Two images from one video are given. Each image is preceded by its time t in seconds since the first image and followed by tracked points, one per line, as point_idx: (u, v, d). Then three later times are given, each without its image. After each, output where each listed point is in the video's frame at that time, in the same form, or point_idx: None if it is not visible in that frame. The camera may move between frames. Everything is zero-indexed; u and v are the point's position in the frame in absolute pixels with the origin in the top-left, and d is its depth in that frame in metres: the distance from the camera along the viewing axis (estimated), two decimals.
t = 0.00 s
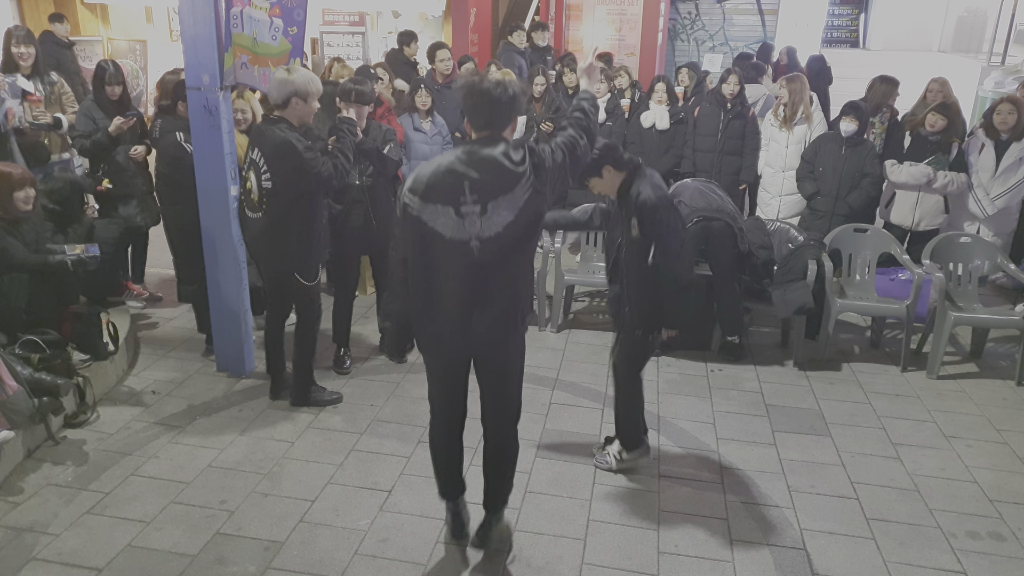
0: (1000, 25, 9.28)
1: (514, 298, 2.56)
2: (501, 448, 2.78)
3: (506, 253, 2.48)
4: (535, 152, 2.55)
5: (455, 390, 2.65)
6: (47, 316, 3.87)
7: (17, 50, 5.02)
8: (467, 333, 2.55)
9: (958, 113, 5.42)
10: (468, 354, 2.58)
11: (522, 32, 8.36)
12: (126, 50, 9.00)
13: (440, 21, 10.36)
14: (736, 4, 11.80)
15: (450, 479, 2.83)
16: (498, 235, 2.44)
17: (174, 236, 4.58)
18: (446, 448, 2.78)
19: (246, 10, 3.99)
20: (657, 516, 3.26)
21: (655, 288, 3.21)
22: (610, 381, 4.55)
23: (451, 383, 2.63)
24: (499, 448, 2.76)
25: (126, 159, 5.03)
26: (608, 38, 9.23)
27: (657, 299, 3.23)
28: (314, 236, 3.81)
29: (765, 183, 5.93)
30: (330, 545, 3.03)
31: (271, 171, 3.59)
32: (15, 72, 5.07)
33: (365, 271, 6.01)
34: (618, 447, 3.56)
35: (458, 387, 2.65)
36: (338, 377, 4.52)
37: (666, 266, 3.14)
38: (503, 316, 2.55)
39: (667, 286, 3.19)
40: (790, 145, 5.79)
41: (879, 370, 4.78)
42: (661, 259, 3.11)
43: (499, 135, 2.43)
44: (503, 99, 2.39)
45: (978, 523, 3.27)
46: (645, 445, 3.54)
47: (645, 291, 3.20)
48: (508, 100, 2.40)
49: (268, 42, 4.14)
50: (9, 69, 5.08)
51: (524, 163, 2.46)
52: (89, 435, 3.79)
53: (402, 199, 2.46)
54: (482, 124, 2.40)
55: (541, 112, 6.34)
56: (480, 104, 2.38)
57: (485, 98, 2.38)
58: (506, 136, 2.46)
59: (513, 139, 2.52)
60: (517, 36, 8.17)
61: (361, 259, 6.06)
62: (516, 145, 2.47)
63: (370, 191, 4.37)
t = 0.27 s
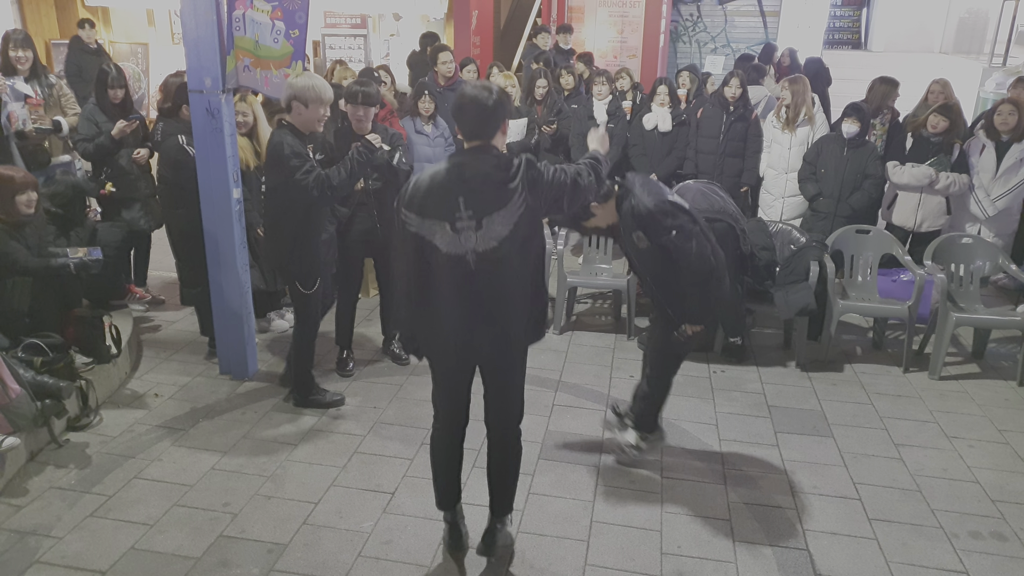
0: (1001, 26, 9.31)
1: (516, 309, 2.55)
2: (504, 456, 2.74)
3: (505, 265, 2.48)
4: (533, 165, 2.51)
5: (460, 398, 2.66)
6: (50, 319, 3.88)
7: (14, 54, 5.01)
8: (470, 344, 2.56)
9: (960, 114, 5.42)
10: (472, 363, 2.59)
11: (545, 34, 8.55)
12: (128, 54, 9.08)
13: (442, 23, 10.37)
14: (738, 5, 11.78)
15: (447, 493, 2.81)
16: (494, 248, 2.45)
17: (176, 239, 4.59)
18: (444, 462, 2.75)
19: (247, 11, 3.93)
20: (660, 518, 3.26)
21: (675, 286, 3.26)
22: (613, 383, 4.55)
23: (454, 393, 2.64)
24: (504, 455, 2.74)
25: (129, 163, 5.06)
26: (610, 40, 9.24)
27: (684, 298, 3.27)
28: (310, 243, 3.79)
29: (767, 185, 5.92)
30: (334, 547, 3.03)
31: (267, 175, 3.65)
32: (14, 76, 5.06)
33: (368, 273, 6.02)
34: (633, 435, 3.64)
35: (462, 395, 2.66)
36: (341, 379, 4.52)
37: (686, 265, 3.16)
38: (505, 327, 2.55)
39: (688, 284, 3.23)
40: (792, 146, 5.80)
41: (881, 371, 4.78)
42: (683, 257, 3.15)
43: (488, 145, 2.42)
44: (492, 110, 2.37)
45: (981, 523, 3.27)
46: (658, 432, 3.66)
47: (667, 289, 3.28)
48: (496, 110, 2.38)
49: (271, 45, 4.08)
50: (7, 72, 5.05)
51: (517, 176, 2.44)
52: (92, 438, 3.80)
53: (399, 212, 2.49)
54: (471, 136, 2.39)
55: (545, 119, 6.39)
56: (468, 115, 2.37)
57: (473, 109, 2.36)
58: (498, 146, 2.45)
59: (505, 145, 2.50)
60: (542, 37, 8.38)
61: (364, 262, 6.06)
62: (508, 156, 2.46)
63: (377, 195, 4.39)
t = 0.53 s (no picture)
0: (999, 30, 9.37)
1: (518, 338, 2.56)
2: (501, 470, 2.76)
3: (506, 294, 2.50)
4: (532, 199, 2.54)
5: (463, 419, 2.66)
6: (50, 322, 3.88)
7: (11, 54, 4.88)
8: (473, 372, 2.56)
9: (959, 117, 5.42)
10: (476, 390, 2.58)
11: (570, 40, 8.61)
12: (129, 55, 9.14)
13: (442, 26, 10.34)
14: (737, 9, 11.59)
15: (446, 508, 2.77)
16: (495, 279, 2.47)
17: (176, 242, 4.58)
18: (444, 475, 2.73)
19: (246, 14, 3.90)
20: (660, 520, 3.27)
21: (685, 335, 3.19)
22: (613, 386, 4.56)
23: (458, 416, 2.65)
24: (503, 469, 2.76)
25: (131, 166, 5.06)
26: (610, 44, 9.26)
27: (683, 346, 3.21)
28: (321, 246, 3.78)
29: (768, 188, 5.97)
30: (334, 551, 3.03)
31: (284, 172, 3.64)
32: (11, 76, 4.93)
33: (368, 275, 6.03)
34: (651, 450, 3.60)
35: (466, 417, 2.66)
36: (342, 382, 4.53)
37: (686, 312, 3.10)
38: (508, 355, 2.56)
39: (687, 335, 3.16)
40: (792, 150, 5.84)
41: (880, 373, 4.79)
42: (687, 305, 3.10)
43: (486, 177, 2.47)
44: (487, 142, 2.43)
45: (980, 526, 3.28)
46: (679, 451, 3.60)
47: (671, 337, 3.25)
48: (491, 141, 2.43)
49: (271, 48, 4.03)
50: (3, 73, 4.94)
51: (517, 206, 2.48)
52: (92, 441, 3.80)
53: (400, 244, 2.53)
54: (469, 168, 2.44)
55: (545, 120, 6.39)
56: (464, 147, 2.42)
57: (469, 142, 2.42)
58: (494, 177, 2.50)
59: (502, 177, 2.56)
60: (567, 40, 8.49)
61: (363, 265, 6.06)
62: (505, 187, 2.50)
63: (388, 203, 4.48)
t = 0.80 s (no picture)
0: (996, 36, 9.44)
1: (505, 335, 2.59)
2: (497, 469, 2.76)
3: (498, 288, 2.55)
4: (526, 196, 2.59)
5: (451, 410, 2.70)
6: (49, 326, 3.88)
7: (8, 58, 4.81)
8: (461, 363, 2.60)
9: (956, 123, 5.44)
10: (464, 382, 2.62)
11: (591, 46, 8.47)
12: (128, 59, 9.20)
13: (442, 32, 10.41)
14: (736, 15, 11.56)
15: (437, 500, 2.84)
16: (486, 270, 2.52)
17: (176, 246, 4.59)
18: (438, 468, 2.79)
19: (245, 18, 3.92)
20: (659, 525, 3.26)
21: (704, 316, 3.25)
22: (613, 390, 4.56)
23: (449, 407, 2.67)
24: (498, 470, 2.76)
25: (130, 170, 5.07)
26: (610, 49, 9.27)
27: (693, 318, 3.29)
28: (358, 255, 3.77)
29: (767, 193, 5.96)
30: (333, 555, 3.03)
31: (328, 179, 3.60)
32: (7, 80, 4.87)
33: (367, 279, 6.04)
34: (689, 450, 3.60)
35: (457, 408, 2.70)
36: (341, 386, 4.53)
37: (703, 293, 3.15)
38: (495, 350, 2.59)
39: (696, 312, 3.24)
40: (791, 155, 5.83)
41: (879, 377, 4.80)
42: (705, 289, 3.15)
43: (481, 170, 2.55)
44: (482, 134, 2.51)
45: (978, 530, 3.28)
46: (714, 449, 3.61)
47: (686, 307, 3.34)
48: (487, 134, 2.52)
49: (271, 53, 4.08)
50: None
51: (512, 200, 2.53)
52: (90, 445, 3.79)
53: (395, 229, 2.60)
54: (466, 160, 2.52)
55: (545, 124, 6.41)
56: (462, 139, 2.51)
57: (466, 135, 2.50)
58: (487, 170, 2.58)
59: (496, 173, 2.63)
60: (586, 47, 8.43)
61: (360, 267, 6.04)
62: (500, 181, 2.57)
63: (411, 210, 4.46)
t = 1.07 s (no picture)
0: (991, 41, 9.49)
1: (490, 339, 2.59)
2: (490, 473, 2.75)
3: (480, 294, 2.55)
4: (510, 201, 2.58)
5: (441, 414, 2.71)
6: (45, 330, 3.87)
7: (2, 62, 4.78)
8: (447, 367, 2.60)
9: (952, 127, 5.47)
10: (450, 386, 2.63)
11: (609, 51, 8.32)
12: (126, 64, 9.23)
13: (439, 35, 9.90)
14: (733, 19, 11.12)
15: (432, 500, 2.84)
16: (467, 275, 2.53)
17: (172, 251, 4.57)
18: (434, 469, 2.79)
19: (240, 22, 3.91)
20: (656, 528, 3.26)
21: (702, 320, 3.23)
22: (610, 394, 4.56)
23: (440, 409, 2.69)
24: (492, 473, 2.76)
25: (126, 173, 5.08)
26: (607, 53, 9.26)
27: (699, 319, 3.26)
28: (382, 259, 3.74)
29: (763, 197, 5.97)
30: (330, 559, 3.03)
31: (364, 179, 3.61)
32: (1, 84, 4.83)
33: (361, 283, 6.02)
34: (713, 458, 3.62)
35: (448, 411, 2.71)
36: (338, 390, 4.52)
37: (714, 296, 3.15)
38: (479, 355, 2.59)
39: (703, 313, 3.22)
40: (787, 158, 5.85)
41: (875, 380, 4.81)
42: (717, 294, 3.14)
43: (468, 176, 2.56)
44: (470, 140, 2.52)
45: (974, 532, 3.29)
46: (741, 459, 3.59)
47: (696, 309, 3.33)
48: (475, 140, 2.53)
49: (266, 57, 4.08)
50: None
51: (497, 205, 2.54)
52: (86, 449, 3.78)
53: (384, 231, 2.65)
54: (453, 166, 2.53)
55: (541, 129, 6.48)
56: (448, 145, 2.52)
57: (455, 139, 2.51)
58: (478, 175, 2.58)
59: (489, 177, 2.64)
60: (605, 53, 8.10)
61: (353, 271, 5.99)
62: (489, 187, 2.58)
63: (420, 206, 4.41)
